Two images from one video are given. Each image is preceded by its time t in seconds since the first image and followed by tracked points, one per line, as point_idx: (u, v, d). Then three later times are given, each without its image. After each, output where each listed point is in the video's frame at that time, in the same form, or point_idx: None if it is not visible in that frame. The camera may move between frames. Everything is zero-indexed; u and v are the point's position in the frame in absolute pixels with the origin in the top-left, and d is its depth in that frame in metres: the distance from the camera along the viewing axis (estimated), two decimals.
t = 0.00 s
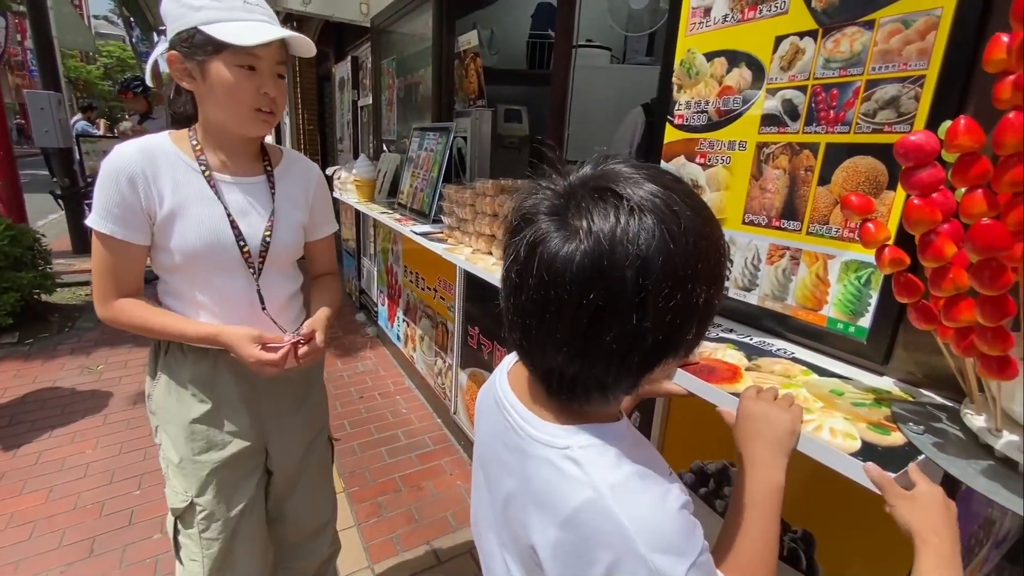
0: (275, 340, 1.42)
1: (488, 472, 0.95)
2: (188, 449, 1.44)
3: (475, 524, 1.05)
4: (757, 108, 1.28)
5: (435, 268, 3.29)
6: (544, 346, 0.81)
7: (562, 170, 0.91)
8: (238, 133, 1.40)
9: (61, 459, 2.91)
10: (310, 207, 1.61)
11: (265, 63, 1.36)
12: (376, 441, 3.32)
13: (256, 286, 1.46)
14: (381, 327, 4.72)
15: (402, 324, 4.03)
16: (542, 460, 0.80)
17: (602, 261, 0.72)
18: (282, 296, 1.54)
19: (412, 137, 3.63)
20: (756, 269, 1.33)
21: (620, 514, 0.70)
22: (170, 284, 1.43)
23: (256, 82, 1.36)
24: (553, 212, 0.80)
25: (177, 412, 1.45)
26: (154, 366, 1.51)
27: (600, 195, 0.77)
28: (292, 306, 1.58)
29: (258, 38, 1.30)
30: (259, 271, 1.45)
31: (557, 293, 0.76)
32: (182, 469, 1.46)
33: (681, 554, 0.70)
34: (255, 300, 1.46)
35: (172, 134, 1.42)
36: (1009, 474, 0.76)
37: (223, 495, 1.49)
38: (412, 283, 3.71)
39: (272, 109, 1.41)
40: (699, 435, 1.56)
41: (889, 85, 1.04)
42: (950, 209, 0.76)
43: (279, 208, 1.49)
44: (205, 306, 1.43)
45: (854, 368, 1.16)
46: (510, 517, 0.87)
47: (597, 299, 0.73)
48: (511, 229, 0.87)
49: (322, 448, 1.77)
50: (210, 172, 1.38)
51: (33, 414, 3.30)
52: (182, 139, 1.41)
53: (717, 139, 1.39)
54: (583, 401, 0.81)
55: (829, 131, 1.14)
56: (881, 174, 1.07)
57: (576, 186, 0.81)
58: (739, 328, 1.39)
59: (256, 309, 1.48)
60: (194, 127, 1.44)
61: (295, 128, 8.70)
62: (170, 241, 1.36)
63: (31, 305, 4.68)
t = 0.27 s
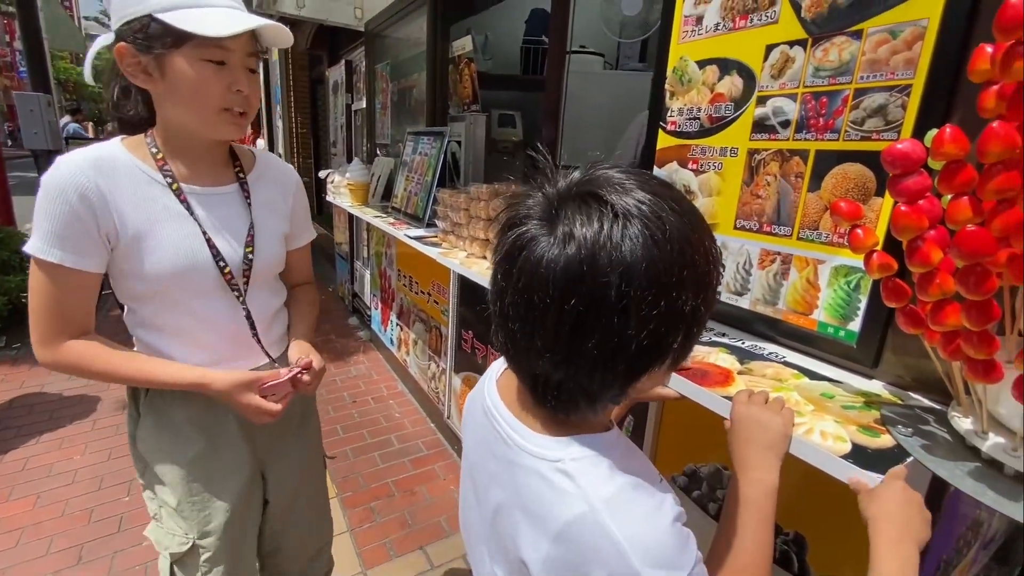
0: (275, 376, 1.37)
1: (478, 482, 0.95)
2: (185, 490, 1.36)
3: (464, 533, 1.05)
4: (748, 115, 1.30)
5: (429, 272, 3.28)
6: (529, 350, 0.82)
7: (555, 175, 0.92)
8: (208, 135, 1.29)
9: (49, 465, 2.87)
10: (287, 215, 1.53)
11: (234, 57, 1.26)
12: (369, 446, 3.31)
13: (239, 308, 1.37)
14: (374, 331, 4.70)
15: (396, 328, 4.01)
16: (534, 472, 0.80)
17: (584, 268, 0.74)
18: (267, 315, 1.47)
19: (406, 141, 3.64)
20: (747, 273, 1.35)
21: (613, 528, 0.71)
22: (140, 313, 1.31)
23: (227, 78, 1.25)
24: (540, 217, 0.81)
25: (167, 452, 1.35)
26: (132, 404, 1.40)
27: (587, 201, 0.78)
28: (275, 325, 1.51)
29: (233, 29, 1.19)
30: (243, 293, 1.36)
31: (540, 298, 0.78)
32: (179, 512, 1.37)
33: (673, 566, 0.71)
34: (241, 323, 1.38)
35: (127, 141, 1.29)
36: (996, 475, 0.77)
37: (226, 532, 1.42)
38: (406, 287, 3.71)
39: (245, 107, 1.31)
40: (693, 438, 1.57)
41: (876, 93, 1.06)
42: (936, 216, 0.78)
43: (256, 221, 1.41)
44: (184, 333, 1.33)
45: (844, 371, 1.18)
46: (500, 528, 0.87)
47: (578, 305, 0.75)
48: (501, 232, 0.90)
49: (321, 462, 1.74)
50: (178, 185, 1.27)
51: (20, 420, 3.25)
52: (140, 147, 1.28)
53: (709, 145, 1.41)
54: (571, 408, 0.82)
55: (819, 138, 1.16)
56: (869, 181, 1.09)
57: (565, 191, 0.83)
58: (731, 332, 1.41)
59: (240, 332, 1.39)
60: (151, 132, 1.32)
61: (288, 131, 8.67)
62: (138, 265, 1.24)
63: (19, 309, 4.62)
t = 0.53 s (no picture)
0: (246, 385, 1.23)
1: (475, 490, 0.95)
2: (157, 527, 1.23)
3: (461, 542, 1.05)
4: (742, 122, 1.32)
5: (424, 275, 3.28)
6: (531, 365, 0.82)
7: (549, 185, 0.93)
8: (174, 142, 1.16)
9: (38, 472, 2.83)
10: (264, 221, 1.42)
11: (206, 56, 1.13)
12: (364, 450, 3.29)
13: (219, 323, 1.27)
14: (368, 335, 4.69)
15: (390, 331, 4.01)
16: (535, 481, 0.80)
17: (589, 282, 0.74)
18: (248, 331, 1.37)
19: (401, 145, 3.64)
20: (742, 277, 1.36)
21: (616, 535, 0.72)
22: (102, 339, 1.18)
23: (196, 80, 1.12)
24: (541, 230, 0.81)
25: (133, 488, 1.22)
26: (94, 437, 1.27)
27: (588, 213, 0.79)
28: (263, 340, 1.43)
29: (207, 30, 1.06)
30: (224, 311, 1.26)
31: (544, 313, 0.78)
32: (150, 551, 1.24)
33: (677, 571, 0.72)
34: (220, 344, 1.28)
35: (75, 147, 1.15)
36: (987, 476, 0.79)
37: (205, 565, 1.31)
38: (400, 290, 3.70)
39: (217, 111, 1.19)
40: (689, 440, 1.59)
41: (867, 101, 1.08)
42: (927, 222, 0.80)
43: (232, 231, 1.30)
44: (156, 359, 1.21)
45: (837, 374, 1.20)
46: (500, 537, 0.87)
47: (584, 319, 0.76)
48: (497, 246, 0.90)
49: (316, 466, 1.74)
50: (140, 197, 1.14)
51: (9, 426, 3.21)
52: (92, 155, 1.14)
53: (703, 151, 1.43)
54: (574, 420, 0.83)
55: (812, 145, 1.18)
56: (861, 187, 1.11)
57: (563, 202, 0.83)
58: (726, 335, 1.42)
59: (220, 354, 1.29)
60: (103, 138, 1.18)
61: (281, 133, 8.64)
62: (100, 289, 1.11)
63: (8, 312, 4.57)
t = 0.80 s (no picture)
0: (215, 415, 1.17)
1: (467, 496, 0.95)
2: (160, 535, 1.21)
3: (452, 548, 1.04)
4: (733, 125, 1.34)
5: (418, 277, 3.28)
6: (533, 373, 0.82)
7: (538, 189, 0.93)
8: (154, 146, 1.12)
9: (25, 476, 2.79)
10: (252, 221, 1.39)
11: (190, 62, 1.09)
12: (357, 453, 3.28)
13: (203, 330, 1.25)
14: (361, 337, 4.67)
15: (384, 334, 4.00)
16: (530, 486, 0.80)
17: (593, 287, 0.75)
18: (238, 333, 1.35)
19: (395, 147, 3.64)
20: (733, 279, 1.37)
21: (612, 539, 0.72)
22: (89, 350, 1.17)
23: (179, 89, 1.08)
24: (536, 236, 0.81)
25: (132, 498, 1.19)
26: (89, 449, 1.24)
27: (584, 218, 0.80)
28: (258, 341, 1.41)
29: (198, 43, 1.02)
30: (213, 316, 1.24)
31: (547, 321, 0.78)
32: (154, 560, 1.22)
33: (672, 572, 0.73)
34: (208, 350, 1.25)
35: (48, 152, 1.11)
36: (973, 474, 0.80)
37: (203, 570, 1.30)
38: (394, 292, 3.70)
39: (200, 120, 1.15)
40: (682, 440, 1.59)
41: (856, 106, 1.10)
42: (913, 224, 0.81)
43: (217, 235, 1.27)
44: (145, 368, 1.20)
45: (827, 374, 1.21)
46: (493, 542, 0.87)
47: (589, 325, 0.76)
48: (489, 255, 0.89)
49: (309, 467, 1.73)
50: (116, 203, 1.11)
51: None
52: (67, 160, 1.11)
53: (695, 154, 1.44)
54: (575, 424, 0.83)
55: (802, 149, 1.19)
56: (849, 190, 1.12)
57: (556, 208, 0.84)
58: (718, 337, 1.43)
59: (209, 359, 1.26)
60: (77, 139, 1.14)
61: (274, 134, 8.60)
62: (82, 301, 1.10)
63: None
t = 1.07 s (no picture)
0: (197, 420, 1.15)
1: (464, 494, 0.95)
2: (147, 536, 1.21)
3: (446, 549, 1.04)
4: (724, 128, 1.35)
5: (413, 279, 3.28)
6: (536, 379, 0.82)
7: (531, 193, 0.93)
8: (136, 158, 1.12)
9: (16, 479, 2.76)
10: (241, 225, 1.39)
11: (173, 73, 1.08)
12: (352, 454, 3.27)
13: (192, 337, 1.26)
14: (356, 338, 4.66)
15: (379, 335, 4.00)
16: (531, 482, 0.81)
17: (597, 292, 0.75)
18: (228, 338, 1.36)
19: (390, 149, 3.64)
20: (725, 280, 1.39)
21: (615, 534, 0.73)
22: (77, 356, 1.17)
23: (162, 98, 1.07)
24: (536, 241, 0.81)
25: (121, 498, 1.19)
26: (75, 451, 1.23)
27: (583, 222, 0.80)
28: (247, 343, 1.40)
29: (183, 55, 1.02)
30: (205, 324, 1.25)
31: (552, 327, 0.78)
32: (140, 562, 1.21)
33: (671, 566, 0.74)
34: (198, 357, 1.26)
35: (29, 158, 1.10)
36: (959, 471, 0.82)
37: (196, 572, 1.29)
38: (389, 294, 3.69)
39: (184, 127, 1.14)
40: (675, 440, 1.60)
41: (845, 109, 1.11)
42: (899, 225, 0.82)
43: (205, 241, 1.27)
44: (135, 375, 1.21)
45: (817, 374, 1.22)
46: (491, 540, 0.87)
47: (594, 328, 0.76)
48: (488, 261, 0.88)
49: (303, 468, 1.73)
50: (101, 213, 1.10)
51: None
52: (49, 166, 1.10)
53: (687, 156, 1.45)
54: (577, 424, 0.84)
55: (792, 151, 1.21)
56: (838, 192, 1.14)
57: (554, 212, 0.84)
58: (710, 337, 1.44)
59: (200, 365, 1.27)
60: (59, 147, 1.12)
61: (269, 136, 8.58)
62: (70, 310, 1.10)
63: None
